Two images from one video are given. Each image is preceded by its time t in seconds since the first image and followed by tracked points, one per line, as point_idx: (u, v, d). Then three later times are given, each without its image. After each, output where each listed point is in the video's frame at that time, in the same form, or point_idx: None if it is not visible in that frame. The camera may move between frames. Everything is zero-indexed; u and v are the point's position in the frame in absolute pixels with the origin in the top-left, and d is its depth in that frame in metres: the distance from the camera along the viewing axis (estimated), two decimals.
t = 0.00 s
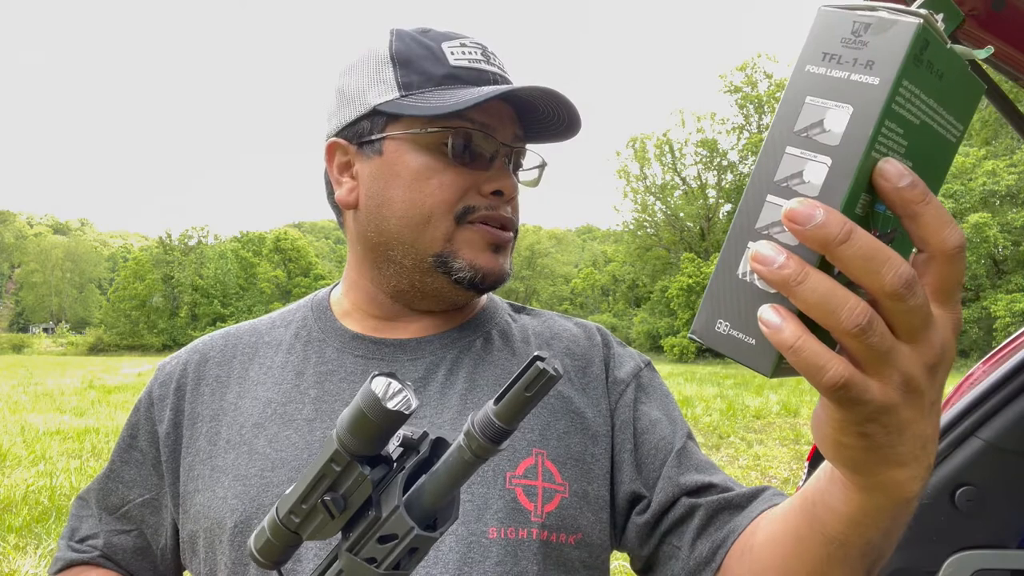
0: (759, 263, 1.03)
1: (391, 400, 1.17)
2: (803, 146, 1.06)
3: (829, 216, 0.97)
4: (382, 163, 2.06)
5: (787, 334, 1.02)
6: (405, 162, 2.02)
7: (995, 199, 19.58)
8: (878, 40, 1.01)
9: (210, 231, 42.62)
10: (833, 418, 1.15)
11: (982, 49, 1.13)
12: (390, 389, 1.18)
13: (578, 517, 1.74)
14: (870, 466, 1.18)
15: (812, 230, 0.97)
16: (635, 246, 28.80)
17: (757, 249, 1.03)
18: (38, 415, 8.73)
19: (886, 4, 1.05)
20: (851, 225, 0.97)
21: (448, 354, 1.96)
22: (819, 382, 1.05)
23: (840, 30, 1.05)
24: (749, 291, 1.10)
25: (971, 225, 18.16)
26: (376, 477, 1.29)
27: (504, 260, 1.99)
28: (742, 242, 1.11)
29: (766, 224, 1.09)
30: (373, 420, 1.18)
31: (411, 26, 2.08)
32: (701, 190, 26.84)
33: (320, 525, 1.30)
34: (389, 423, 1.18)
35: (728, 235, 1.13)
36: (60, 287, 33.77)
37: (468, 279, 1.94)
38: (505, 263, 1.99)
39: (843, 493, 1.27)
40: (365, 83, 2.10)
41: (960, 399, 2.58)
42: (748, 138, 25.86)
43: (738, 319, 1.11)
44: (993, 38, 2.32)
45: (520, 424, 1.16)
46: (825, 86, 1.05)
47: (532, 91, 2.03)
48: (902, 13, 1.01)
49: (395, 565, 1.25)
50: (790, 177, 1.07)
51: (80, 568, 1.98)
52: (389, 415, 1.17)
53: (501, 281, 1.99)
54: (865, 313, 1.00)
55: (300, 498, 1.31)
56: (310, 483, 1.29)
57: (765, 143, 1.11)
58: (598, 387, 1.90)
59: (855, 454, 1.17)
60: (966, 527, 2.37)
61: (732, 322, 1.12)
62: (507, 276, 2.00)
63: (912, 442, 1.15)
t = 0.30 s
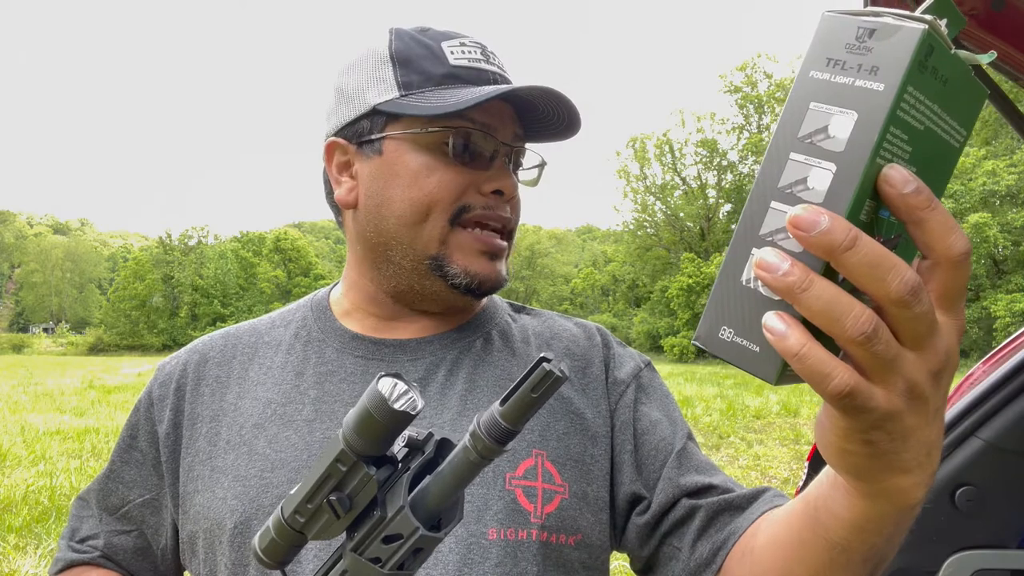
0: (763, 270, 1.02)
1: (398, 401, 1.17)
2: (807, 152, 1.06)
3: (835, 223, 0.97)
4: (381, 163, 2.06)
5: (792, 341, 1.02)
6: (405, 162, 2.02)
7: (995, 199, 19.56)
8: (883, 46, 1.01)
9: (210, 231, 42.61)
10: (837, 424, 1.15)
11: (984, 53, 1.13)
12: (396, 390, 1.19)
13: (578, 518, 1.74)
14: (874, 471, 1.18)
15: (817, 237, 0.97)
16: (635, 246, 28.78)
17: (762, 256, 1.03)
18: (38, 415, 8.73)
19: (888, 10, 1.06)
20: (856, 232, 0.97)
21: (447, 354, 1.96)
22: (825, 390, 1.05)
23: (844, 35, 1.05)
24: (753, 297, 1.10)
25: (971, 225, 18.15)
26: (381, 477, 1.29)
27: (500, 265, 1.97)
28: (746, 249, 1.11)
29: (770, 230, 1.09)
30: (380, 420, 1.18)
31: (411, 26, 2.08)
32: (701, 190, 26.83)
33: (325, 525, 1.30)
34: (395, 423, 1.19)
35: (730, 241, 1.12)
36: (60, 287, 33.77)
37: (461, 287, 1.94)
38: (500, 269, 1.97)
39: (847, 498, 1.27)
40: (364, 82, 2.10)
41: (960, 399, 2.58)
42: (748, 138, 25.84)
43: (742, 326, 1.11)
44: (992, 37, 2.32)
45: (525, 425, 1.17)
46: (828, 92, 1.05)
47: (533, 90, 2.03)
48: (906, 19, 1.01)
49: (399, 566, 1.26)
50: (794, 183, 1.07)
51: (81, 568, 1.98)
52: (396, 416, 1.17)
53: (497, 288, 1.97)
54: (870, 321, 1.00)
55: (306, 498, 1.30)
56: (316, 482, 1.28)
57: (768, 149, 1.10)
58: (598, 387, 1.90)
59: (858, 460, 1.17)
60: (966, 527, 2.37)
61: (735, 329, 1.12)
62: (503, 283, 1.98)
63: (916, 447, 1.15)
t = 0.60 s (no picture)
0: (773, 277, 1.03)
1: (405, 404, 1.17)
2: (818, 158, 1.07)
3: (846, 230, 0.97)
4: (381, 164, 2.06)
5: (802, 350, 1.03)
6: (405, 162, 2.02)
7: (994, 199, 19.51)
8: (896, 53, 1.01)
9: (210, 231, 42.62)
10: (846, 433, 1.15)
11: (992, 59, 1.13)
12: (404, 394, 1.18)
13: (575, 517, 1.74)
14: (880, 479, 1.18)
15: (828, 244, 0.97)
16: (635, 246, 28.78)
17: (771, 263, 1.04)
18: (38, 415, 8.73)
19: (901, 17, 1.06)
20: (867, 239, 0.97)
21: (446, 353, 1.96)
22: (835, 400, 1.05)
23: (857, 42, 1.05)
24: (762, 305, 1.10)
25: (971, 225, 18.11)
26: (388, 479, 1.29)
27: (502, 262, 1.98)
28: (755, 256, 1.12)
29: (780, 237, 1.09)
30: (388, 424, 1.18)
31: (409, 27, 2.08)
32: (700, 190, 26.82)
33: (332, 526, 1.30)
34: (402, 427, 1.19)
35: (740, 248, 1.13)
36: (60, 287, 33.80)
37: (466, 281, 1.94)
38: (503, 266, 1.97)
39: (853, 506, 1.27)
40: (362, 84, 2.10)
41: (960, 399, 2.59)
42: (748, 138, 25.82)
43: (750, 333, 1.11)
44: (991, 37, 2.32)
45: (531, 429, 1.18)
46: (840, 98, 1.05)
47: (532, 89, 2.03)
48: (920, 26, 1.01)
49: (405, 567, 1.26)
50: (805, 190, 1.07)
51: (83, 566, 1.99)
52: (402, 418, 1.17)
53: (499, 284, 1.98)
54: (881, 330, 1.00)
55: (313, 499, 1.31)
56: (322, 484, 1.29)
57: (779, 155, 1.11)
58: (598, 387, 1.90)
59: (865, 469, 1.17)
60: (966, 527, 2.37)
61: (743, 335, 1.12)
62: (505, 279, 1.99)
63: (923, 455, 1.15)
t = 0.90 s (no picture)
0: (765, 288, 1.01)
1: (403, 399, 1.16)
2: (810, 166, 1.06)
3: (839, 240, 0.96)
4: (379, 163, 2.05)
5: (796, 362, 1.02)
6: (403, 161, 2.01)
7: (994, 199, 19.47)
8: (888, 58, 1.00)
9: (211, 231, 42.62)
10: (841, 444, 1.14)
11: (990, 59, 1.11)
12: (402, 389, 1.17)
13: (574, 514, 1.73)
14: (877, 488, 1.17)
15: (821, 254, 0.96)
16: (635, 247, 28.77)
17: (763, 273, 1.02)
18: (38, 415, 8.73)
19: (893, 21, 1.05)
20: (860, 249, 0.96)
21: (446, 350, 1.95)
22: (830, 411, 1.05)
23: (849, 46, 1.04)
24: (755, 315, 1.10)
25: (972, 226, 18.09)
26: (385, 475, 1.28)
27: (502, 258, 1.98)
28: (747, 267, 1.11)
29: (772, 246, 1.08)
30: (386, 419, 1.17)
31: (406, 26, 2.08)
32: (700, 190, 26.80)
33: (327, 521, 1.29)
34: (401, 422, 1.18)
35: (729, 262, 1.13)
36: (60, 287, 33.78)
37: (463, 279, 1.94)
38: (502, 261, 1.98)
39: (851, 513, 1.25)
40: (360, 83, 2.09)
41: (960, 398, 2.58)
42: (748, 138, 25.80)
43: (743, 342, 1.11)
44: (990, 37, 2.30)
45: (530, 426, 1.17)
46: (832, 104, 1.04)
47: (529, 87, 2.02)
48: (912, 30, 1.00)
49: (401, 563, 1.25)
50: (797, 198, 1.06)
51: (77, 559, 1.97)
52: (401, 414, 1.16)
53: (499, 279, 1.98)
54: (875, 341, 1.00)
55: (309, 493, 1.30)
56: (320, 478, 1.28)
57: (771, 162, 1.10)
58: (598, 383, 1.89)
59: (862, 478, 1.16)
60: (965, 527, 2.36)
61: (736, 346, 1.11)
62: (504, 274, 1.99)
63: (920, 464, 1.14)
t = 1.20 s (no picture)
0: (757, 282, 1.01)
1: (394, 400, 1.16)
2: (800, 160, 1.05)
3: (829, 233, 0.96)
4: (372, 162, 2.04)
5: (788, 357, 1.01)
6: (395, 160, 2.01)
7: (994, 199, 19.46)
8: (876, 49, 1.00)
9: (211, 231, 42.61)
10: (837, 440, 1.13)
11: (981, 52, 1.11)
12: (394, 390, 1.17)
13: (573, 515, 1.73)
14: (874, 485, 1.17)
15: (811, 248, 0.96)
16: (635, 247, 28.76)
17: (756, 268, 1.02)
18: (38, 415, 8.72)
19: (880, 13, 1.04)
20: (851, 242, 0.96)
21: (444, 350, 1.95)
22: (823, 407, 1.04)
23: (836, 38, 1.04)
24: (747, 310, 1.09)
25: (971, 226, 18.10)
26: (378, 477, 1.28)
27: (495, 257, 1.97)
28: (739, 262, 1.10)
29: (763, 241, 1.08)
30: (377, 420, 1.17)
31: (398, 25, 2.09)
32: (701, 190, 26.81)
33: (320, 525, 1.29)
34: (393, 423, 1.17)
35: (722, 255, 1.12)
36: (61, 287, 33.74)
37: (458, 275, 1.93)
38: (495, 260, 1.97)
39: (848, 511, 1.25)
40: (355, 83, 2.09)
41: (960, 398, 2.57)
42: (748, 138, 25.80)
43: (735, 339, 1.10)
44: (989, 37, 2.30)
45: (524, 427, 1.16)
46: (821, 97, 1.04)
47: (521, 83, 2.01)
48: (900, 21, 1.00)
49: (395, 567, 1.25)
50: (787, 193, 1.06)
51: (75, 561, 1.97)
52: (392, 416, 1.16)
53: (492, 277, 1.97)
54: (868, 335, 0.99)
55: (302, 496, 1.29)
56: (312, 481, 1.28)
57: (761, 157, 1.10)
58: (598, 383, 1.89)
59: (858, 475, 1.16)
60: (966, 527, 2.35)
61: (729, 342, 1.11)
62: (498, 273, 1.98)
63: (916, 460, 1.13)
